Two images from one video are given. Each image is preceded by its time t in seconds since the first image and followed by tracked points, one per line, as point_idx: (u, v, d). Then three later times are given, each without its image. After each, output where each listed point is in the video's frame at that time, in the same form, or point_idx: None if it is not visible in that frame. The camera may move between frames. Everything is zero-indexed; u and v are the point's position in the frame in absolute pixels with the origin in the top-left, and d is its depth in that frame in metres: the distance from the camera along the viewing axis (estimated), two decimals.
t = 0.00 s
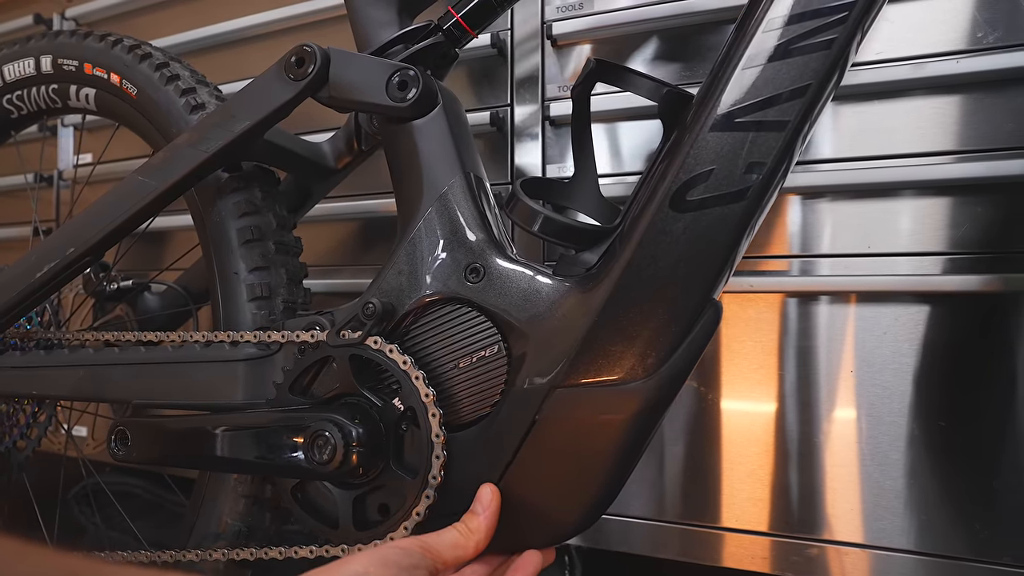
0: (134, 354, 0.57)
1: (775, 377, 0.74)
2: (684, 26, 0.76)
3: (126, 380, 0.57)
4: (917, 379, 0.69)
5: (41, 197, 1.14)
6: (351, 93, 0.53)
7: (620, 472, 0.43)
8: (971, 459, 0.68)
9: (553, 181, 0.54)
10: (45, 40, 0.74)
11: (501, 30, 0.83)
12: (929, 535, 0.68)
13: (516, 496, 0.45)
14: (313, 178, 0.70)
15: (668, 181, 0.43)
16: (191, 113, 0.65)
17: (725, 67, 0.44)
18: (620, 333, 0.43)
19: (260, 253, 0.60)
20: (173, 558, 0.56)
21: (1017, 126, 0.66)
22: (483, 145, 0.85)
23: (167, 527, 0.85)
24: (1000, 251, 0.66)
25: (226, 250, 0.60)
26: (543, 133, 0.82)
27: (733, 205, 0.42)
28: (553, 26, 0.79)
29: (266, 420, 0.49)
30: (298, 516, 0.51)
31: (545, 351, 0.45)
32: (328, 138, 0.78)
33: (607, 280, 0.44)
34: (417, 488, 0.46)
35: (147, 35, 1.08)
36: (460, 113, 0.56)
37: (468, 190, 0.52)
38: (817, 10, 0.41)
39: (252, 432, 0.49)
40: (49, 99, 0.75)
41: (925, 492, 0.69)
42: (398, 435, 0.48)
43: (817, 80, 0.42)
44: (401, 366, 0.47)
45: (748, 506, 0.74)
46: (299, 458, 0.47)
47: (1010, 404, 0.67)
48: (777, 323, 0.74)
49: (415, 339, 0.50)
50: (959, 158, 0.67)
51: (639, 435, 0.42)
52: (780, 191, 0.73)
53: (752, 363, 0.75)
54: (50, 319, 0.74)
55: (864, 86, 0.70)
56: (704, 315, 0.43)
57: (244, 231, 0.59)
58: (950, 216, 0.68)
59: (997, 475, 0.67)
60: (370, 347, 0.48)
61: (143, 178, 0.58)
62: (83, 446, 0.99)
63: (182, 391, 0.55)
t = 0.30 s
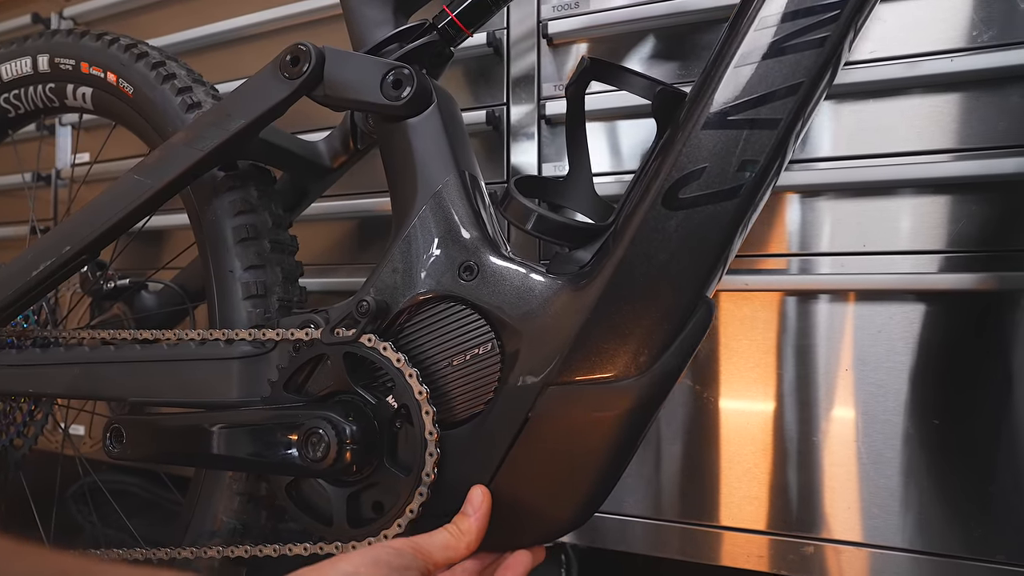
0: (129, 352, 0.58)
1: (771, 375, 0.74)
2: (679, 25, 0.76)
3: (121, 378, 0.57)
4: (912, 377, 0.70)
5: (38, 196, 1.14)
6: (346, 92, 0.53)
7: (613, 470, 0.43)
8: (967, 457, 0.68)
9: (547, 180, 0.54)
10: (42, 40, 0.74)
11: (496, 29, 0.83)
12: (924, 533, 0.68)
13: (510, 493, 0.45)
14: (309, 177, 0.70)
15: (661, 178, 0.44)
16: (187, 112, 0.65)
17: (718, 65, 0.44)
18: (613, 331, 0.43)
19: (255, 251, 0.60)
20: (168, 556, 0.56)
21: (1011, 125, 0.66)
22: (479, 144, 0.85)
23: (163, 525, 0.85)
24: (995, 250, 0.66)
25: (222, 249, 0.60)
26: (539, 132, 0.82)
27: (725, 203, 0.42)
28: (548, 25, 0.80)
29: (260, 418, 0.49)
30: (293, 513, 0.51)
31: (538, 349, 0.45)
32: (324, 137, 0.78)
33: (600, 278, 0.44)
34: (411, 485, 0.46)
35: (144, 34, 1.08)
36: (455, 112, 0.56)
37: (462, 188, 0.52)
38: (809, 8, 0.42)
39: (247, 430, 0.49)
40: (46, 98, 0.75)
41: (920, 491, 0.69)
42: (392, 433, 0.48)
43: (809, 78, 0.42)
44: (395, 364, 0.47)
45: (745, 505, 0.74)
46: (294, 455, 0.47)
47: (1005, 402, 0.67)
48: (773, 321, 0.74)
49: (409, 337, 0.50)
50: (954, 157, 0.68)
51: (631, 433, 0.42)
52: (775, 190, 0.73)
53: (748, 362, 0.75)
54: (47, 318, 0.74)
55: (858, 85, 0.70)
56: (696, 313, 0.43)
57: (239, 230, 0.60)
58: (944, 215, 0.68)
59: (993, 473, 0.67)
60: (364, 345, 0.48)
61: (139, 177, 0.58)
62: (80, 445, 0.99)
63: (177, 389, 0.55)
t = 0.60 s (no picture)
0: (124, 349, 0.58)
1: (767, 373, 0.74)
2: (675, 23, 0.76)
3: (116, 376, 0.58)
4: (907, 375, 0.70)
5: (35, 195, 1.15)
6: (341, 89, 0.53)
7: (606, 466, 0.44)
8: (963, 455, 0.68)
9: (542, 177, 0.54)
10: (38, 38, 0.74)
11: (493, 27, 0.84)
12: (919, 530, 0.68)
13: (502, 490, 0.45)
14: (305, 175, 0.70)
15: (654, 175, 0.44)
16: (183, 110, 0.65)
17: (710, 62, 0.44)
18: (606, 327, 0.43)
19: (251, 249, 0.60)
20: (163, 552, 0.55)
21: (1005, 122, 0.66)
22: (476, 143, 0.86)
23: (160, 523, 0.85)
24: (990, 247, 0.66)
25: (217, 247, 0.60)
26: (535, 131, 0.82)
27: (718, 199, 0.42)
28: (544, 23, 0.80)
29: (255, 415, 0.49)
30: (287, 510, 0.51)
31: (532, 346, 0.45)
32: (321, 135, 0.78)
33: (593, 275, 0.44)
34: (405, 482, 0.46)
35: (142, 34, 1.09)
36: (450, 109, 0.56)
37: (456, 186, 0.52)
38: (801, 5, 0.42)
39: (242, 426, 0.49)
40: (43, 96, 0.75)
41: (916, 488, 0.69)
42: (386, 430, 0.48)
43: (801, 75, 0.42)
44: (389, 361, 0.47)
45: (741, 503, 0.74)
46: (288, 452, 0.47)
47: (1000, 399, 0.67)
48: (769, 318, 0.74)
49: (403, 334, 0.50)
50: (949, 154, 0.68)
51: (624, 429, 0.43)
52: (771, 187, 0.73)
53: (744, 360, 0.75)
54: (44, 316, 0.74)
55: (853, 83, 0.70)
56: (689, 309, 0.43)
57: (234, 227, 0.60)
58: (939, 212, 0.68)
59: (988, 470, 0.67)
60: (358, 342, 0.48)
61: (134, 175, 0.59)
62: (78, 443, 0.99)
63: (173, 386, 0.56)
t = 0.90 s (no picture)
0: (120, 346, 0.58)
1: (764, 371, 0.74)
2: (672, 21, 0.76)
3: (112, 373, 0.58)
4: (904, 372, 0.70)
5: (33, 193, 1.15)
6: (337, 86, 0.54)
7: (600, 462, 0.44)
8: (959, 452, 0.68)
9: (538, 174, 0.54)
10: (36, 36, 0.74)
11: (489, 26, 0.84)
12: (915, 527, 0.69)
13: (497, 486, 0.45)
14: (302, 173, 0.70)
15: (648, 171, 0.44)
16: (180, 108, 0.65)
17: (705, 59, 0.44)
18: (600, 324, 0.43)
19: (247, 246, 0.60)
20: (160, 549, 0.56)
21: (1001, 120, 0.66)
22: (473, 141, 0.86)
23: (156, 520, 0.85)
24: (986, 245, 0.66)
25: (214, 244, 0.60)
26: (532, 129, 0.82)
27: (712, 195, 0.43)
28: (541, 22, 0.80)
29: (251, 411, 0.50)
30: (283, 507, 0.51)
31: (526, 343, 0.45)
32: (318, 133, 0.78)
33: (587, 272, 0.44)
34: (400, 478, 0.46)
35: (140, 32, 1.09)
36: (446, 107, 0.57)
37: (452, 183, 0.52)
38: (795, 2, 0.42)
39: (237, 423, 0.50)
40: (40, 94, 0.75)
41: (913, 486, 0.69)
42: (382, 426, 0.49)
43: (795, 72, 0.42)
44: (384, 357, 0.47)
45: (738, 500, 0.74)
46: (283, 448, 0.48)
47: (996, 396, 0.67)
48: (766, 316, 0.74)
49: (398, 330, 0.50)
50: (945, 152, 0.68)
51: (619, 425, 0.43)
52: (767, 185, 0.73)
53: (741, 358, 0.75)
54: (41, 314, 0.74)
55: (850, 80, 0.70)
56: (684, 305, 0.43)
57: (231, 225, 0.60)
58: (935, 210, 0.68)
59: (984, 467, 0.67)
60: (354, 339, 0.49)
61: (130, 173, 0.59)
62: (76, 441, 0.99)
63: (169, 383, 0.56)
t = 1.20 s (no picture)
0: (119, 344, 0.58)
1: (762, 369, 0.74)
2: (670, 19, 0.76)
3: (110, 370, 0.58)
4: (901, 369, 0.70)
5: (33, 192, 1.15)
6: (335, 84, 0.54)
7: (597, 459, 0.44)
8: (957, 449, 0.68)
9: (535, 171, 0.54)
10: (35, 34, 0.74)
11: (488, 24, 0.84)
12: (913, 525, 0.69)
13: (493, 483, 0.45)
14: (300, 171, 0.70)
15: (645, 168, 0.44)
16: (178, 106, 0.65)
17: (701, 56, 0.44)
18: (596, 320, 0.43)
19: (245, 244, 0.60)
20: (158, 546, 0.56)
21: (998, 118, 0.66)
22: (472, 139, 0.86)
23: (155, 518, 0.86)
24: (984, 243, 0.66)
25: (212, 242, 0.60)
26: (530, 128, 0.82)
27: (708, 192, 0.43)
28: (539, 20, 0.80)
29: (248, 408, 0.50)
30: (281, 503, 0.51)
31: (523, 339, 0.45)
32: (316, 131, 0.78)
33: (583, 269, 0.44)
34: (397, 475, 0.46)
35: (139, 31, 1.09)
36: (444, 105, 0.57)
37: (449, 180, 0.52)
38: None
39: (235, 420, 0.50)
40: (39, 92, 0.76)
41: (911, 483, 0.69)
42: (379, 423, 0.49)
43: (791, 68, 0.42)
44: (382, 355, 0.48)
45: (736, 498, 0.74)
46: (281, 444, 0.48)
47: (994, 393, 0.67)
48: (765, 314, 0.74)
49: (396, 327, 0.50)
50: (944, 149, 0.68)
51: (615, 422, 0.43)
52: (766, 183, 0.73)
53: (739, 356, 0.75)
54: (40, 311, 0.74)
55: (848, 78, 0.71)
56: (680, 302, 0.43)
57: (229, 222, 0.60)
58: (933, 207, 0.69)
59: (983, 464, 0.67)
60: (352, 336, 0.49)
61: (129, 170, 0.59)
62: (75, 440, 0.99)
63: (167, 380, 0.56)
